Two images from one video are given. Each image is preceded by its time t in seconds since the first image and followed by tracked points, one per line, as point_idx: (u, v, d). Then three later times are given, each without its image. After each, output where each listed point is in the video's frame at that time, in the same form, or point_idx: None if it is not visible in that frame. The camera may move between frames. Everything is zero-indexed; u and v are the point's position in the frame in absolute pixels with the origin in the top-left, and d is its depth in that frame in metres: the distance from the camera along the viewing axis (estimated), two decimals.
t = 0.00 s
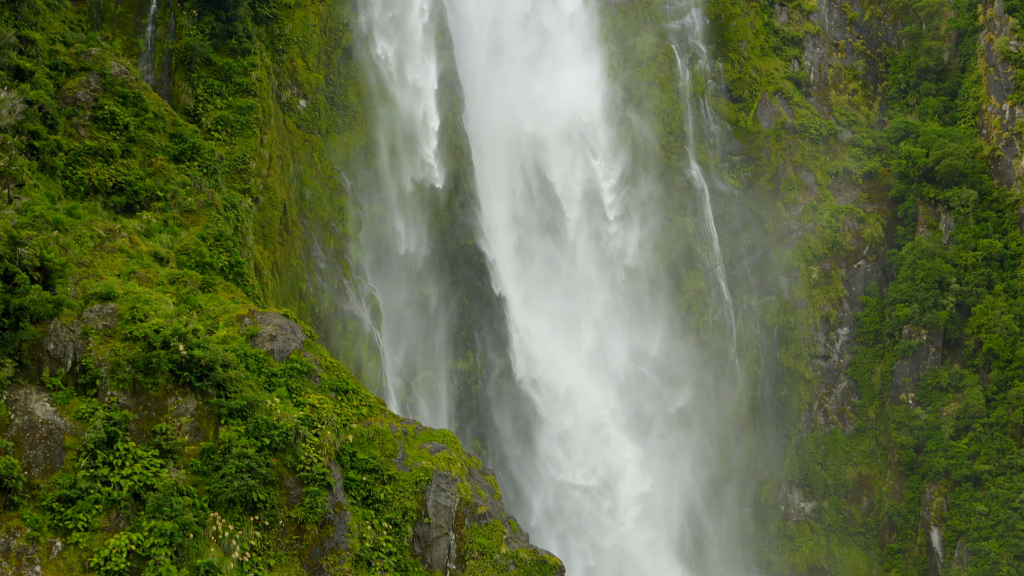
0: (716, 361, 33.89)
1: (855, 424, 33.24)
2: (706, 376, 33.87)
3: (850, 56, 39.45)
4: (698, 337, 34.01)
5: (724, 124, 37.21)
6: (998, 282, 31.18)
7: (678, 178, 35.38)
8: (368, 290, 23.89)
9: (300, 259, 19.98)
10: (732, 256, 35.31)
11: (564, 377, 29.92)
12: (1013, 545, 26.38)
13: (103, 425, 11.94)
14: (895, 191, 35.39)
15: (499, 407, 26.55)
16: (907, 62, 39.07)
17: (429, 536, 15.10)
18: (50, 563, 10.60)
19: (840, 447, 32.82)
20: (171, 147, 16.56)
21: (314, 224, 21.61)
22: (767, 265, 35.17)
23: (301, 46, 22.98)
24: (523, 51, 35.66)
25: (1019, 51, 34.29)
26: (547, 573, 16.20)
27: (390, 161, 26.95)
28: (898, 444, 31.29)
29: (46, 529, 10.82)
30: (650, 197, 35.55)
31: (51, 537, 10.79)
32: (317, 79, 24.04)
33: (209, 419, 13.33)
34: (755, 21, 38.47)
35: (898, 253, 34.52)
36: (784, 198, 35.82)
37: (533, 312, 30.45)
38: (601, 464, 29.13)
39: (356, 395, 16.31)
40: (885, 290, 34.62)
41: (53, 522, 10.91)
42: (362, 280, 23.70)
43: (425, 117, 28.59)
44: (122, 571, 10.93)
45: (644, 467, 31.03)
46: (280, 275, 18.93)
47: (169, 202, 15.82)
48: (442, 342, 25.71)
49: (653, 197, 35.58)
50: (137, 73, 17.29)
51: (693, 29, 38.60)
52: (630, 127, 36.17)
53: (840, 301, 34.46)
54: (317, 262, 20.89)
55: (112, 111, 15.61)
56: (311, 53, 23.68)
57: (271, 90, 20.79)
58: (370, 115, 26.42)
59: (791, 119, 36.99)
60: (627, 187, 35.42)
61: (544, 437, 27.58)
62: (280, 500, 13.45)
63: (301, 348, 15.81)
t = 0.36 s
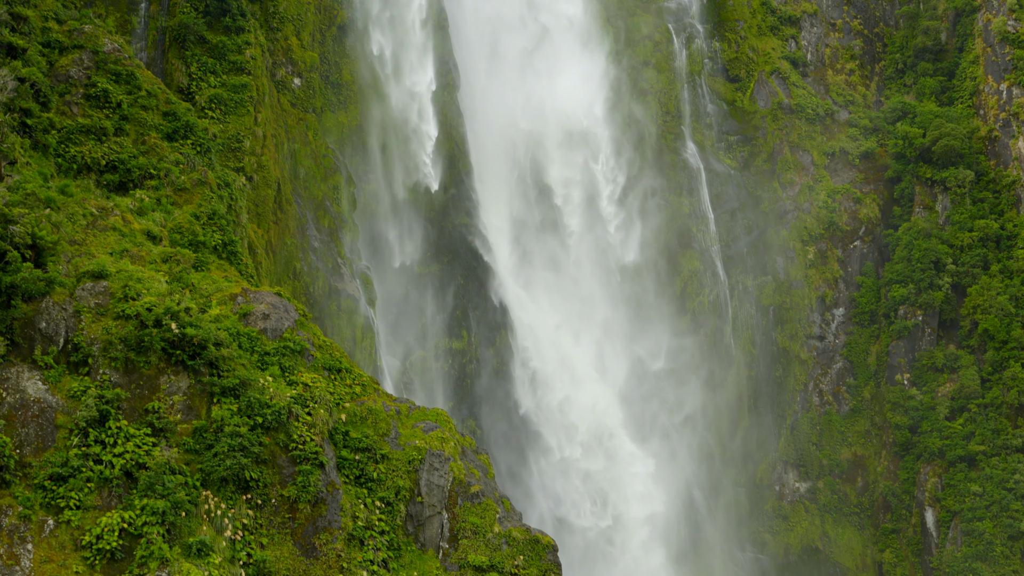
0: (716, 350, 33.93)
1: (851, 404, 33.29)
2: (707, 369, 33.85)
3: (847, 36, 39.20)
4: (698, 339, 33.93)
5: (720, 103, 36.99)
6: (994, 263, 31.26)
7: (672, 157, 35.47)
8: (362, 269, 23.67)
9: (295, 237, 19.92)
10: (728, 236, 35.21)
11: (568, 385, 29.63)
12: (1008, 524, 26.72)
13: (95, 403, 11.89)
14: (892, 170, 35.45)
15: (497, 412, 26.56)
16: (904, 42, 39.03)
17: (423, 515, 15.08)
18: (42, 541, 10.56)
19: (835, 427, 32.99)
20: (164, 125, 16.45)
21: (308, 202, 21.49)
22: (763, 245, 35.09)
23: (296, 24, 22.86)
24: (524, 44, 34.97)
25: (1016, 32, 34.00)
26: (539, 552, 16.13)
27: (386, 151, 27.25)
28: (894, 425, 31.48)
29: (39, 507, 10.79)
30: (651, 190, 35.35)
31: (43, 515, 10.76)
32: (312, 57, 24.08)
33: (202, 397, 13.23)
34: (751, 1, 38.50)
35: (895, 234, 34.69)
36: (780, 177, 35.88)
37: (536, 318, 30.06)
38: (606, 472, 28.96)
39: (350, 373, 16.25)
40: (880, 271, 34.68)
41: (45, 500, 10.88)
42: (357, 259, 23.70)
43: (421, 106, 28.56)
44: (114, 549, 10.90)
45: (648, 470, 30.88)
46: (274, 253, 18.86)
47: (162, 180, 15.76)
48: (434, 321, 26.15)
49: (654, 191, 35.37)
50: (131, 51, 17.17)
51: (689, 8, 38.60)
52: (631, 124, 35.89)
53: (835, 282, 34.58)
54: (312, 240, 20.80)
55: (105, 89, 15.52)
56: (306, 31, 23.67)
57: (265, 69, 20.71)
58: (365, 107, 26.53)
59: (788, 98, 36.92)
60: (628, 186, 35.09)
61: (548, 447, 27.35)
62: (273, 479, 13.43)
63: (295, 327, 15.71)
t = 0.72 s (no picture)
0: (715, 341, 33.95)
1: (846, 383, 33.30)
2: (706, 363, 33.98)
3: (845, 14, 39.16)
4: (699, 336, 33.99)
5: (716, 83, 36.93)
6: (990, 243, 30.80)
7: (669, 136, 35.22)
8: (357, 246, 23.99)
9: (289, 215, 19.87)
10: (724, 216, 35.26)
11: (569, 387, 29.68)
12: (1003, 504, 26.62)
13: (88, 381, 11.84)
14: (889, 150, 35.22)
15: (494, 411, 26.97)
16: (903, 21, 38.76)
17: (416, 493, 15.05)
18: (34, 518, 10.54)
19: (831, 408, 32.94)
20: (158, 102, 16.36)
21: (303, 178, 21.58)
22: (758, 223, 35.24)
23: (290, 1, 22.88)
24: (522, 43, 34.89)
25: (1015, 11, 33.96)
26: (532, 531, 16.07)
27: (381, 143, 27.27)
28: (889, 404, 31.34)
29: (31, 485, 10.76)
30: (650, 181, 35.19)
31: (35, 493, 10.73)
32: (307, 34, 23.87)
33: (195, 375, 13.20)
34: None
35: (891, 214, 34.45)
36: (776, 157, 35.88)
37: (538, 320, 29.98)
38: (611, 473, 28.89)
39: (344, 352, 16.22)
40: (877, 250, 34.45)
41: (38, 478, 10.86)
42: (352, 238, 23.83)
43: (417, 101, 28.72)
44: (107, 527, 10.95)
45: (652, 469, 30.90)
46: (269, 231, 18.77)
47: (156, 157, 15.69)
48: (433, 296, 26.70)
49: (655, 184, 35.16)
50: (126, 27, 16.82)
51: None
52: (632, 119, 35.63)
53: (832, 261, 34.63)
54: (306, 219, 20.87)
55: (98, 66, 15.36)
56: (300, 9, 23.72)
57: (260, 46, 20.60)
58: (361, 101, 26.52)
59: (785, 78, 36.90)
60: (628, 184, 35.06)
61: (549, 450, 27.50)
62: (266, 457, 13.37)
63: (288, 305, 15.68)
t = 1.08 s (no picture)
0: (713, 331, 33.76)
1: (842, 362, 33.32)
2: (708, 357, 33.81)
3: None
4: (700, 331, 33.83)
5: (715, 61, 36.55)
6: (988, 222, 30.82)
7: (667, 112, 34.88)
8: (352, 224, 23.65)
9: (284, 193, 19.85)
10: (722, 193, 35.02)
11: (570, 386, 29.83)
12: (997, 483, 26.94)
13: (81, 358, 11.78)
14: (887, 129, 34.95)
15: (489, 387, 26.80)
16: None
17: (409, 471, 15.09)
18: (27, 496, 10.60)
19: (827, 385, 32.96)
20: (152, 79, 16.22)
21: (298, 157, 21.58)
22: (755, 203, 34.95)
23: None
24: (521, 42, 35.21)
25: None
26: (525, 509, 16.01)
27: (375, 132, 27.05)
28: (886, 383, 31.40)
29: (24, 462, 10.78)
30: (649, 170, 35.01)
31: (28, 470, 10.76)
32: (301, 12, 23.74)
33: (188, 352, 13.13)
34: None
35: (888, 192, 34.31)
36: (774, 135, 35.68)
37: (539, 319, 30.10)
38: (615, 470, 28.89)
39: (337, 329, 16.16)
40: (874, 229, 34.43)
41: (30, 455, 10.87)
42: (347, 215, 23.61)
43: (412, 92, 28.65)
44: (99, 505, 10.99)
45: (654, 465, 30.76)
46: (264, 209, 18.77)
47: (150, 135, 15.59)
48: (430, 274, 26.62)
49: (654, 173, 34.90)
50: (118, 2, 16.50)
51: None
52: (633, 112, 35.55)
53: (829, 240, 34.47)
54: (301, 196, 20.89)
55: (92, 42, 15.15)
56: None
57: (254, 23, 20.50)
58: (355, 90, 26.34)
59: (783, 56, 36.67)
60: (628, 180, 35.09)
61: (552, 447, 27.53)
62: (260, 435, 13.37)
63: (282, 283, 15.60)
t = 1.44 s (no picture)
0: (709, 313, 34.33)
1: (839, 339, 33.10)
2: (703, 345, 34.41)
3: None
4: (695, 321, 34.42)
5: (712, 38, 36.32)
6: (986, 200, 30.37)
7: (663, 89, 35.08)
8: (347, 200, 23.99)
9: (279, 170, 19.77)
10: (718, 170, 35.08)
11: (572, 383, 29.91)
12: (993, 461, 26.94)
13: (74, 335, 11.70)
14: (885, 106, 34.34)
15: (486, 364, 27.30)
16: None
17: (403, 448, 15.05)
18: (20, 472, 10.56)
19: (823, 363, 32.85)
20: (146, 55, 16.10)
21: (293, 134, 21.52)
22: (751, 180, 34.85)
23: None
24: (522, 32, 34.53)
25: None
26: (520, 486, 15.93)
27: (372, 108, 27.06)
28: (881, 361, 31.33)
29: (17, 438, 10.75)
30: (648, 158, 35.09)
31: (21, 446, 10.73)
32: None
33: (181, 329, 13.07)
34: None
35: (886, 169, 33.65)
36: (771, 113, 35.29)
37: (540, 305, 30.16)
38: (618, 465, 29.19)
39: (332, 307, 16.05)
40: (872, 207, 33.82)
41: (24, 431, 10.83)
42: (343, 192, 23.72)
43: (410, 67, 28.62)
44: (93, 481, 11.00)
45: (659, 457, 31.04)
46: (258, 186, 18.69)
47: (143, 111, 15.50)
48: (427, 252, 26.93)
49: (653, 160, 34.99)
50: None
51: None
52: (630, 103, 35.62)
53: (826, 218, 34.15)
54: (296, 172, 20.79)
55: (85, 18, 15.02)
56: None
57: None
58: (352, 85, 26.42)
59: (781, 33, 36.00)
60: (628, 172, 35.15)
61: (555, 444, 27.83)
62: (253, 412, 13.33)
63: (276, 259, 15.46)
